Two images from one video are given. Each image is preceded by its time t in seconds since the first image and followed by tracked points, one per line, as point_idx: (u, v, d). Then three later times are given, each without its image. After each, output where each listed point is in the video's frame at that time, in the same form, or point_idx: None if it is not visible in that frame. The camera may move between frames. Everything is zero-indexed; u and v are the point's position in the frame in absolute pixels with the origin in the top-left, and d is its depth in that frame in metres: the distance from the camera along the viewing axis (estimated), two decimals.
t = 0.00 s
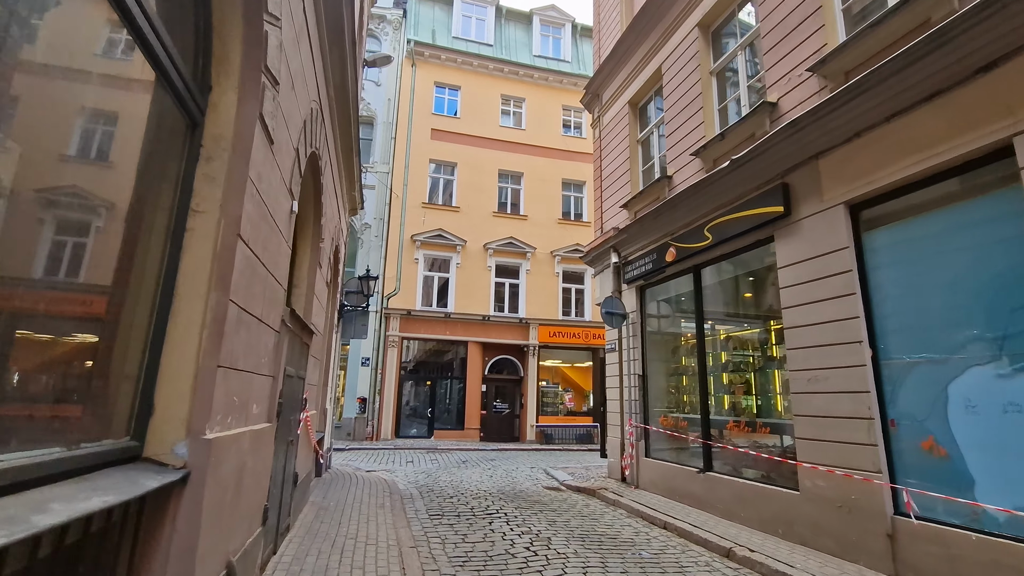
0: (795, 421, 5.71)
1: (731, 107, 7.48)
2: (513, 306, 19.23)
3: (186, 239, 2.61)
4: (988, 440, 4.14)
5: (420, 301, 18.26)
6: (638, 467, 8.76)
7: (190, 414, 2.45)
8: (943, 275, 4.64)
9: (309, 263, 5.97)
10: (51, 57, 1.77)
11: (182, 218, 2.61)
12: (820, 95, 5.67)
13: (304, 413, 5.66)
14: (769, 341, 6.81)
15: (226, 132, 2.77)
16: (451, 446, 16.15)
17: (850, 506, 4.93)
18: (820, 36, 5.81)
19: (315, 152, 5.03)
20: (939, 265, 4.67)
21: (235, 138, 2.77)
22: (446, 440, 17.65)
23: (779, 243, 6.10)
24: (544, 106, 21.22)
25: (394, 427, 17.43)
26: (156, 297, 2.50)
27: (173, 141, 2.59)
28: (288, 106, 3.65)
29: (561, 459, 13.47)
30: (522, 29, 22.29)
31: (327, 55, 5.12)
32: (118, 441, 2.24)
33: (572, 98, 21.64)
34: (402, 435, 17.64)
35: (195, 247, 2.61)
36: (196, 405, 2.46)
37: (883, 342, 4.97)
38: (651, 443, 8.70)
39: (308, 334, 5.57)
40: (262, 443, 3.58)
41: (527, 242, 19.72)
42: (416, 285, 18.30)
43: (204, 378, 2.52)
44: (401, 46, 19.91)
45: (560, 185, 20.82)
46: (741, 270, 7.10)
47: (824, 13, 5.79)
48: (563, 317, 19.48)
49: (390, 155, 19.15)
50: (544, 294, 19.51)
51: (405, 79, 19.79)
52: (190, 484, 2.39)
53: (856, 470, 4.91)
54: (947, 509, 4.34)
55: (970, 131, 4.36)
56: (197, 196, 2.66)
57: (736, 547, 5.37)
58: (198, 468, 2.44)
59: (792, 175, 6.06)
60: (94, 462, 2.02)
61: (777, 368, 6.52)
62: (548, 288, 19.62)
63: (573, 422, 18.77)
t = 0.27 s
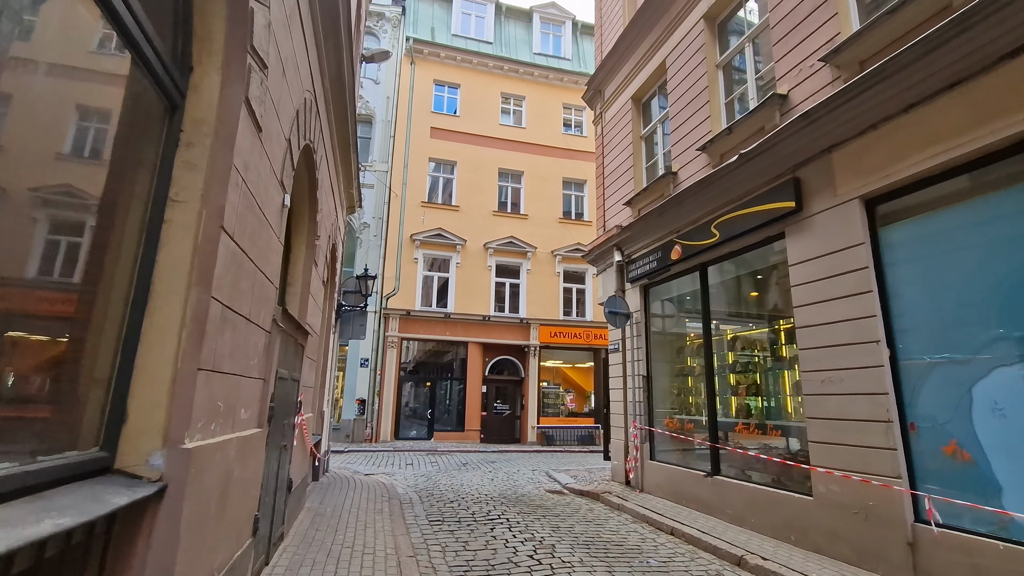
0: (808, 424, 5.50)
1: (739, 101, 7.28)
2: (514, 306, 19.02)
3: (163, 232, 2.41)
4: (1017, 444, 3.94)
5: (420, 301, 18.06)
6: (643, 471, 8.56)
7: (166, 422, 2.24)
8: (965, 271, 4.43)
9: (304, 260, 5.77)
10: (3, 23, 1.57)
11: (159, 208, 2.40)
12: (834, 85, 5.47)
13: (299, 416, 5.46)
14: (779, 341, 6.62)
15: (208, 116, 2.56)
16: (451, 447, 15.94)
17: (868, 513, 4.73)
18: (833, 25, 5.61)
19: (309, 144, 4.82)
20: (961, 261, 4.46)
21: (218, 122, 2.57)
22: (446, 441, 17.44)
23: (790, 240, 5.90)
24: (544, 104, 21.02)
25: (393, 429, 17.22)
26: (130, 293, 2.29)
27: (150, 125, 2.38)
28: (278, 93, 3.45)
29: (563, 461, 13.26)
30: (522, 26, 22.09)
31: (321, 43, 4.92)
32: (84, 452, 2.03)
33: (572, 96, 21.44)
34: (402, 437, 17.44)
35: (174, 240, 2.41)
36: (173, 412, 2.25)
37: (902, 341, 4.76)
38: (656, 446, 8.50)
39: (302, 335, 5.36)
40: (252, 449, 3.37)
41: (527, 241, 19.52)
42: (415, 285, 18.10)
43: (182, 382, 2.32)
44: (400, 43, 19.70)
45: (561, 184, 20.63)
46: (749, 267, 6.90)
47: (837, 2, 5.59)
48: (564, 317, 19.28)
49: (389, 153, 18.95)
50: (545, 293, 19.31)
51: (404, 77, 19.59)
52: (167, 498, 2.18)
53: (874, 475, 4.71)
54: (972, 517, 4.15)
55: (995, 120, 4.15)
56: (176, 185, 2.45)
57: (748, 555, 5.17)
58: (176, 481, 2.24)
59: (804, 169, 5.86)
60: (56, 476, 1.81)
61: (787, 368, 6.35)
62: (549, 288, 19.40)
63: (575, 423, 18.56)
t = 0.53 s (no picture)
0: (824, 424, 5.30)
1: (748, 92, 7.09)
2: (515, 305, 18.82)
3: (143, 215, 2.21)
4: None
5: (419, 301, 17.86)
6: (649, 471, 8.35)
7: (146, 422, 2.04)
8: (992, 263, 4.23)
9: (301, 255, 5.56)
10: None
11: (139, 189, 2.20)
12: (849, 72, 5.28)
13: (295, 415, 5.24)
14: (790, 338, 6.45)
15: (193, 91, 2.37)
16: (452, 448, 15.73)
17: (889, 515, 4.54)
18: (847, 10, 5.42)
19: (305, 133, 4.63)
20: (986, 253, 4.27)
21: (203, 98, 2.37)
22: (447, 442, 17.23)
23: (803, 233, 5.71)
24: (544, 101, 20.83)
25: (393, 430, 17.01)
26: (106, 280, 2.08)
27: (128, 98, 2.19)
28: (271, 73, 3.25)
29: (565, 462, 13.07)
30: (522, 23, 21.89)
31: (317, 27, 4.72)
32: (52, 455, 1.82)
33: (573, 94, 21.25)
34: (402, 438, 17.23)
35: (154, 224, 2.21)
36: (153, 411, 2.05)
37: (924, 336, 4.57)
38: (662, 446, 8.30)
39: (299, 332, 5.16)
40: (243, 452, 3.17)
41: (528, 240, 19.32)
42: (414, 284, 17.89)
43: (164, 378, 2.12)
44: (399, 40, 19.51)
45: (562, 182, 20.43)
46: (760, 263, 6.70)
47: None
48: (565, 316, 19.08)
49: (388, 151, 18.75)
50: (546, 292, 19.11)
51: (403, 74, 19.40)
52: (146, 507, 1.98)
53: (896, 477, 4.52)
54: (1002, 521, 3.95)
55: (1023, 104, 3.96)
56: (157, 164, 2.26)
57: (763, 559, 4.97)
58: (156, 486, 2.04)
59: (817, 160, 5.66)
60: (16, 482, 1.60)
61: (800, 366, 6.18)
62: (550, 286, 19.20)
63: (577, 424, 18.35)
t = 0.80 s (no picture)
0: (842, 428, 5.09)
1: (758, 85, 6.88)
2: (515, 306, 18.61)
3: (117, 204, 1.98)
4: None
5: (419, 301, 17.64)
6: (655, 475, 8.14)
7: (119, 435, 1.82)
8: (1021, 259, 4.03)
9: (296, 253, 5.34)
10: None
11: (113, 175, 1.98)
12: (867, 62, 5.08)
13: (291, 419, 5.02)
14: (802, 339, 6.27)
15: (174, 69, 2.14)
16: (451, 450, 15.51)
17: (914, 524, 4.34)
18: None
19: (300, 124, 4.41)
20: (1016, 249, 4.07)
21: (186, 76, 2.15)
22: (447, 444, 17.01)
23: (819, 229, 5.51)
24: (544, 100, 20.63)
25: (391, 432, 16.79)
26: (76, 275, 1.86)
27: (101, 74, 1.96)
28: (262, 56, 3.03)
29: (567, 465, 12.86)
30: (521, 20, 21.69)
31: (313, 13, 4.49)
32: (11, 473, 1.60)
33: (573, 92, 21.05)
34: (401, 440, 17.01)
35: (130, 214, 1.99)
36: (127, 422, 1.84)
37: (949, 336, 4.37)
38: (668, 449, 8.09)
39: (295, 333, 4.95)
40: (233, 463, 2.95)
41: (528, 239, 19.11)
42: (413, 285, 17.67)
43: (140, 385, 1.90)
44: (398, 38, 19.30)
45: (562, 181, 20.23)
46: (771, 261, 6.50)
47: None
48: (566, 317, 18.88)
49: (387, 150, 18.53)
50: (547, 293, 18.90)
51: (401, 72, 19.18)
52: (118, 531, 1.77)
53: (921, 484, 4.32)
54: None
55: None
56: (134, 148, 2.03)
57: (779, 569, 4.77)
58: (131, 508, 1.82)
59: (833, 154, 5.46)
60: None
61: (813, 367, 6.00)
62: (550, 287, 18.99)
63: (578, 425, 18.15)
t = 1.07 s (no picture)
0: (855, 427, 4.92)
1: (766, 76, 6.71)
2: (514, 305, 18.42)
3: (80, 178, 1.78)
4: None
5: (417, 300, 17.44)
6: (658, 477, 7.95)
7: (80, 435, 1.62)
8: None
9: (290, 246, 5.14)
10: None
11: (75, 146, 1.78)
12: (882, 48, 4.90)
13: (283, 418, 4.82)
14: (811, 336, 6.11)
15: (147, 31, 1.93)
16: (450, 451, 15.31)
17: (934, 528, 4.16)
18: None
19: (292, 110, 4.20)
20: None
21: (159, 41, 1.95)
22: (445, 445, 16.81)
23: (831, 222, 5.34)
24: (544, 97, 20.45)
25: (389, 432, 16.59)
26: (31, 257, 1.65)
27: (64, 35, 1.76)
28: (249, 30, 2.83)
29: (568, 466, 12.68)
30: (521, 17, 21.50)
31: None
32: None
33: (573, 89, 20.86)
34: (399, 440, 16.81)
35: (94, 189, 1.78)
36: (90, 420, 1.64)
37: (971, 332, 4.19)
38: (672, 449, 7.90)
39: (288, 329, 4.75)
40: (218, 466, 2.76)
41: (528, 238, 18.92)
42: (412, 283, 17.46)
43: (105, 380, 1.70)
44: (396, 34, 19.10)
45: (562, 179, 20.04)
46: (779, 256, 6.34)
47: None
48: (566, 316, 18.70)
49: (385, 147, 18.32)
50: (546, 292, 18.70)
51: (399, 69, 18.98)
52: (77, 544, 1.57)
53: (942, 486, 4.15)
54: None
55: None
56: (101, 118, 1.84)
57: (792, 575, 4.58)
58: (94, 518, 1.62)
59: (845, 144, 5.28)
60: None
61: (823, 365, 5.81)
62: (550, 286, 18.79)
63: (577, 426, 17.97)
